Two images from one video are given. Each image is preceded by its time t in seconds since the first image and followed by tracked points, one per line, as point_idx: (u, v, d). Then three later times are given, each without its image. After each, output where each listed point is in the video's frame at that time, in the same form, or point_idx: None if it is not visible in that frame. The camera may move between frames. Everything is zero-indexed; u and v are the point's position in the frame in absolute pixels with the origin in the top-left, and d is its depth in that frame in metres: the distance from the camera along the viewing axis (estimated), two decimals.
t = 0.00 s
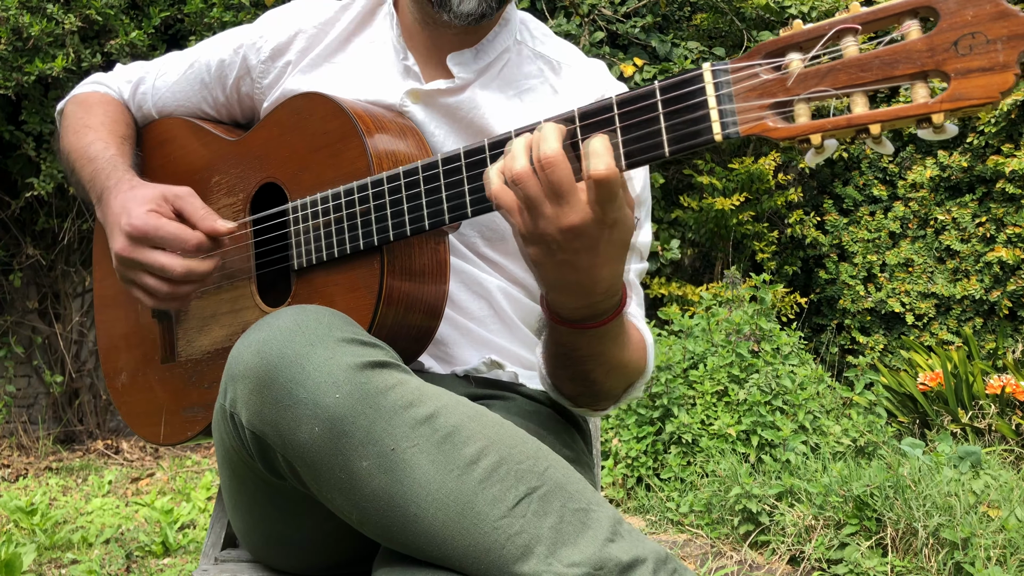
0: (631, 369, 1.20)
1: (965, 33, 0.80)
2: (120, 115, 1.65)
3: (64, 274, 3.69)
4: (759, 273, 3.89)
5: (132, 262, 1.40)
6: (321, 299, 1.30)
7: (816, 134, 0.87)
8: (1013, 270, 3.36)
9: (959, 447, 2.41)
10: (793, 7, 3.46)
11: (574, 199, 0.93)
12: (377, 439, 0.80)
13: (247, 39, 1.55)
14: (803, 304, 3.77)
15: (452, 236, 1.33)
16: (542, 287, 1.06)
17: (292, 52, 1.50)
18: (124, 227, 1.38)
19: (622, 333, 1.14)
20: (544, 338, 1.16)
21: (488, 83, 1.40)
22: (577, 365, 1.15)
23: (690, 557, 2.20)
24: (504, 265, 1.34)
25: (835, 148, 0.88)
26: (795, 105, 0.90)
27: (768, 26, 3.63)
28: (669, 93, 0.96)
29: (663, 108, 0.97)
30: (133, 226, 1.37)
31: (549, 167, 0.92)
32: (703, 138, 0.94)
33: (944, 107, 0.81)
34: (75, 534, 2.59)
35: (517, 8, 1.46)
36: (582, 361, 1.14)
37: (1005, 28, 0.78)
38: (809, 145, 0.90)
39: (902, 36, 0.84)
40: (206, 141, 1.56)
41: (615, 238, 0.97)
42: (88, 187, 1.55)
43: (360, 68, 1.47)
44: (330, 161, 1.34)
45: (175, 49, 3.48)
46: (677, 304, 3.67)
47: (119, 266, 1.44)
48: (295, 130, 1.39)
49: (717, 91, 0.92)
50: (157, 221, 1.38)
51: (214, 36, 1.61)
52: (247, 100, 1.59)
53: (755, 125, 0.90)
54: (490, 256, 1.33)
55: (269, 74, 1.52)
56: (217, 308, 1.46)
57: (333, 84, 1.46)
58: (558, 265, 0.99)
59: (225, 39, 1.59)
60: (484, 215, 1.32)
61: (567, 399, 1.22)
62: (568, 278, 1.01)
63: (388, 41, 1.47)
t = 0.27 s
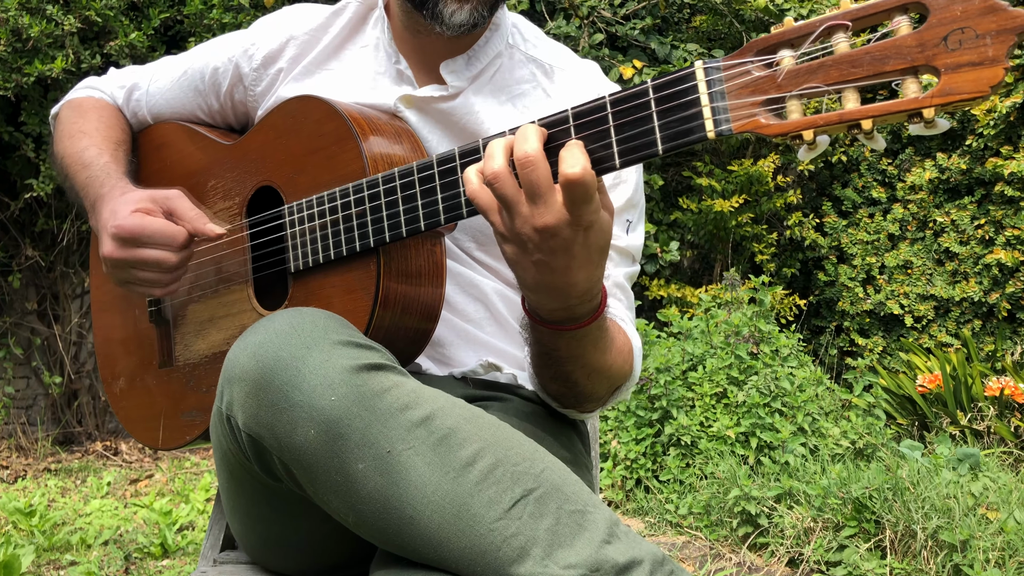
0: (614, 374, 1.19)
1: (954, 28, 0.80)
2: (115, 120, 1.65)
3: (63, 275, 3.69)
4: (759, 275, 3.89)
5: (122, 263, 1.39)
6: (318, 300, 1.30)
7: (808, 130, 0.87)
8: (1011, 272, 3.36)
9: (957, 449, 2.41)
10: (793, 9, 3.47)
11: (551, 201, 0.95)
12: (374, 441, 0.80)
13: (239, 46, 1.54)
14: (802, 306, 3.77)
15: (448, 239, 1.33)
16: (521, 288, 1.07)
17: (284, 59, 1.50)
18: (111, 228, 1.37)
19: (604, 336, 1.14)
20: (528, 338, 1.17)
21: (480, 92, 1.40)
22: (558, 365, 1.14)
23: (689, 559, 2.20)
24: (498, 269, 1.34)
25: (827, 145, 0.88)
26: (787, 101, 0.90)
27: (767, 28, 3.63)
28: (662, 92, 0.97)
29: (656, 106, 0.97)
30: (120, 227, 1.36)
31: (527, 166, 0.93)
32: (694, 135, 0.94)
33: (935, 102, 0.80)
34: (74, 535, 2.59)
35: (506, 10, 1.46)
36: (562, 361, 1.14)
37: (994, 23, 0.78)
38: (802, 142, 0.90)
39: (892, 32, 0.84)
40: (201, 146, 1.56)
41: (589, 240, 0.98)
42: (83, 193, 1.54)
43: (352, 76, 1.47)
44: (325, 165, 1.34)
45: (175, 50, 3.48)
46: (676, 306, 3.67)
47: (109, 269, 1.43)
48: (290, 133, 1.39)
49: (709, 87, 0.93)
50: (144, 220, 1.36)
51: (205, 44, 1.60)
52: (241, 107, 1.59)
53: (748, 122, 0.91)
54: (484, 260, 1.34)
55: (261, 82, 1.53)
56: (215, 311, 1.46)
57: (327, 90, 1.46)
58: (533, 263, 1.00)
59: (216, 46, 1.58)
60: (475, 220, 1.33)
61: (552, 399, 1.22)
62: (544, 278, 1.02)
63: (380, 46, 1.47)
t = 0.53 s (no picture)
0: (631, 370, 1.19)
1: (951, 25, 0.80)
2: (112, 121, 1.65)
3: (63, 277, 3.69)
4: (759, 277, 3.89)
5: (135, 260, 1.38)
6: (317, 302, 1.30)
7: (806, 129, 0.88)
8: (1011, 275, 3.36)
9: (957, 452, 2.41)
10: (793, 12, 3.48)
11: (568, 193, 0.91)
12: (375, 443, 0.80)
13: (237, 48, 1.55)
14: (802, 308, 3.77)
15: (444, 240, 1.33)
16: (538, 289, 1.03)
17: (282, 60, 1.50)
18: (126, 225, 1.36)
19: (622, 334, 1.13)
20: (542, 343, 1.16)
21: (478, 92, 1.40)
22: (575, 369, 1.14)
23: (689, 561, 2.20)
24: (495, 272, 1.34)
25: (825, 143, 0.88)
26: (784, 100, 0.90)
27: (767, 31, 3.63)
28: (658, 92, 0.96)
29: (654, 105, 0.96)
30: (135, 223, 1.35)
31: (535, 166, 0.89)
32: (692, 135, 0.94)
33: (932, 100, 0.81)
34: (74, 536, 2.59)
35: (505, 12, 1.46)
36: (581, 364, 1.13)
37: (991, 20, 0.79)
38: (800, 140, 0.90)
39: (889, 29, 0.85)
40: (200, 147, 1.57)
41: (612, 229, 0.94)
42: (83, 190, 1.54)
43: (351, 78, 1.47)
44: (322, 166, 1.34)
45: (176, 52, 3.48)
46: (676, 308, 3.67)
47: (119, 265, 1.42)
48: (288, 134, 1.40)
49: (706, 87, 0.93)
50: (160, 220, 1.36)
51: (203, 44, 1.61)
52: (238, 108, 1.59)
53: (746, 122, 0.91)
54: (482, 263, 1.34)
55: (259, 83, 1.53)
56: (215, 313, 1.47)
57: (323, 90, 1.47)
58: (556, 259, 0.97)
59: (215, 47, 1.58)
60: (471, 222, 1.32)
61: (565, 406, 1.22)
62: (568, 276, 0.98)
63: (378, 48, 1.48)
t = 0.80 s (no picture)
0: (622, 396, 1.18)
1: (949, 28, 0.80)
2: (120, 128, 1.66)
3: (65, 280, 3.69)
4: (760, 280, 3.89)
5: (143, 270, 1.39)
6: (320, 305, 1.30)
7: (804, 132, 0.88)
8: (1012, 278, 3.36)
9: (958, 455, 2.41)
10: (794, 15, 3.49)
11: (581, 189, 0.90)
12: (378, 448, 0.81)
13: (242, 56, 1.56)
14: (804, 311, 3.77)
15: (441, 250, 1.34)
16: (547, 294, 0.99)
17: (287, 68, 1.51)
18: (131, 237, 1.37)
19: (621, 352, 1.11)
20: (543, 353, 1.12)
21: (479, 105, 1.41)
22: (572, 384, 1.11)
23: (690, 565, 2.20)
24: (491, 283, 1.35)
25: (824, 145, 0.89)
26: (783, 103, 0.90)
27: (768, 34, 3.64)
28: (658, 95, 0.97)
29: (653, 108, 0.98)
30: (141, 236, 1.36)
31: (554, 161, 0.87)
32: (691, 138, 0.95)
33: (930, 102, 0.81)
34: (76, 539, 2.59)
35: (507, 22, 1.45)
36: (579, 378, 1.11)
37: (989, 23, 0.79)
38: (798, 143, 0.90)
39: (887, 32, 0.85)
40: (205, 152, 1.57)
41: (624, 230, 0.93)
42: (90, 199, 1.54)
43: (352, 84, 1.48)
44: (326, 171, 1.35)
45: (178, 55, 3.49)
46: (677, 311, 3.67)
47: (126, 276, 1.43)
48: (290, 139, 1.40)
49: (705, 91, 0.94)
50: (165, 228, 1.36)
51: (209, 50, 1.61)
52: (243, 115, 1.60)
53: (744, 125, 0.91)
54: (480, 275, 1.34)
55: (264, 91, 1.54)
56: (218, 317, 1.47)
57: (328, 98, 1.47)
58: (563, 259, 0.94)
59: (221, 54, 1.59)
60: (467, 231, 1.32)
61: (547, 427, 1.19)
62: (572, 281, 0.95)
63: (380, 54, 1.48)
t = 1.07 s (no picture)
0: (620, 393, 1.18)
1: (955, 38, 0.81)
2: (124, 126, 1.66)
3: (66, 280, 3.70)
4: (760, 283, 3.89)
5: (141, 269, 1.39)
6: (322, 306, 1.31)
7: (809, 140, 0.88)
8: (1013, 281, 3.36)
9: (959, 458, 2.41)
10: (795, 18, 3.49)
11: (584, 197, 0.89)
12: (379, 450, 0.81)
13: (248, 49, 1.56)
14: (804, 314, 3.77)
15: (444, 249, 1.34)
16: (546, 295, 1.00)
17: (294, 63, 1.52)
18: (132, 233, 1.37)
19: (619, 352, 1.11)
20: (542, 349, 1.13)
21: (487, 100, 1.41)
22: (571, 383, 1.12)
23: (691, 567, 2.20)
24: (494, 281, 1.34)
25: (829, 154, 0.89)
26: (788, 111, 0.90)
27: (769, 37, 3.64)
28: (663, 102, 0.97)
29: (658, 115, 0.98)
30: (140, 233, 1.36)
31: (557, 169, 0.87)
32: (696, 144, 0.95)
33: (936, 113, 0.81)
34: (76, 539, 2.59)
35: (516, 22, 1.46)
36: (578, 377, 1.11)
37: (996, 34, 0.79)
38: (803, 151, 0.91)
39: (893, 42, 0.85)
40: (209, 151, 1.57)
41: (626, 235, 0.93)
42: (93, 196, 1.54)
43: (359, 81, 1.49)
44: (329, 172, 1.35)
45: (180, 56, 3.49)
46: (678, 314, 3.67)
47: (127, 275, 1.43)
48: (294, 140, 1.40)
49: (710, 97, 0.94)
50: (166, 228, 1.36)
51: (214, 46, 1.61)
52: (247, 109, 1.61)
53: (750, 132, 0.91)
54: (483, 273, 1.34)
55: (269, 86, 1.54)
56: (220, 317, 1.47)
57: (334, 94, 1.48)
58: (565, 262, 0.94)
59: (227, 49, 1.59)
60: (473, 229, 1.32)
61: (547, 422, 1.19)
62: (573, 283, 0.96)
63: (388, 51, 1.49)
